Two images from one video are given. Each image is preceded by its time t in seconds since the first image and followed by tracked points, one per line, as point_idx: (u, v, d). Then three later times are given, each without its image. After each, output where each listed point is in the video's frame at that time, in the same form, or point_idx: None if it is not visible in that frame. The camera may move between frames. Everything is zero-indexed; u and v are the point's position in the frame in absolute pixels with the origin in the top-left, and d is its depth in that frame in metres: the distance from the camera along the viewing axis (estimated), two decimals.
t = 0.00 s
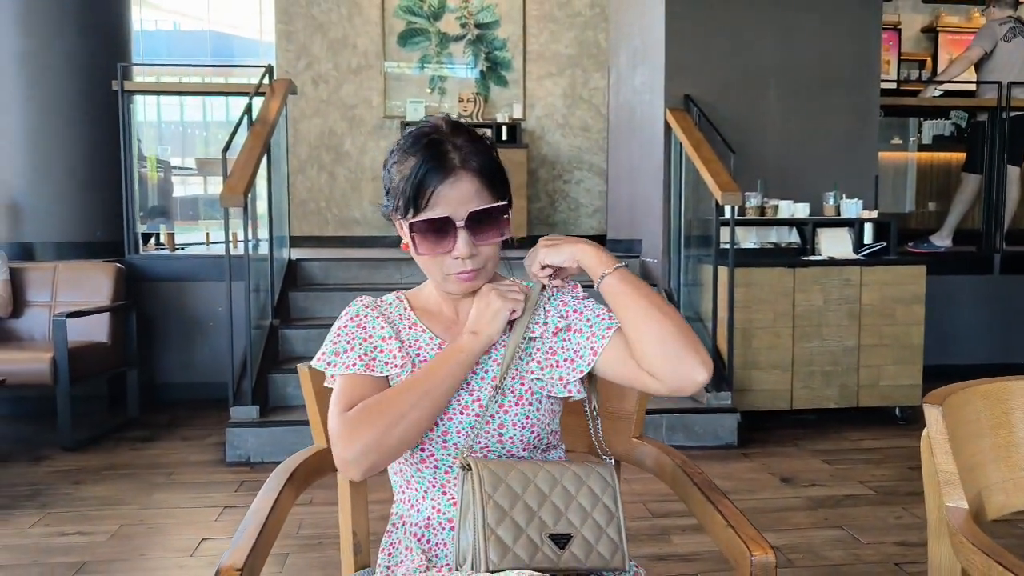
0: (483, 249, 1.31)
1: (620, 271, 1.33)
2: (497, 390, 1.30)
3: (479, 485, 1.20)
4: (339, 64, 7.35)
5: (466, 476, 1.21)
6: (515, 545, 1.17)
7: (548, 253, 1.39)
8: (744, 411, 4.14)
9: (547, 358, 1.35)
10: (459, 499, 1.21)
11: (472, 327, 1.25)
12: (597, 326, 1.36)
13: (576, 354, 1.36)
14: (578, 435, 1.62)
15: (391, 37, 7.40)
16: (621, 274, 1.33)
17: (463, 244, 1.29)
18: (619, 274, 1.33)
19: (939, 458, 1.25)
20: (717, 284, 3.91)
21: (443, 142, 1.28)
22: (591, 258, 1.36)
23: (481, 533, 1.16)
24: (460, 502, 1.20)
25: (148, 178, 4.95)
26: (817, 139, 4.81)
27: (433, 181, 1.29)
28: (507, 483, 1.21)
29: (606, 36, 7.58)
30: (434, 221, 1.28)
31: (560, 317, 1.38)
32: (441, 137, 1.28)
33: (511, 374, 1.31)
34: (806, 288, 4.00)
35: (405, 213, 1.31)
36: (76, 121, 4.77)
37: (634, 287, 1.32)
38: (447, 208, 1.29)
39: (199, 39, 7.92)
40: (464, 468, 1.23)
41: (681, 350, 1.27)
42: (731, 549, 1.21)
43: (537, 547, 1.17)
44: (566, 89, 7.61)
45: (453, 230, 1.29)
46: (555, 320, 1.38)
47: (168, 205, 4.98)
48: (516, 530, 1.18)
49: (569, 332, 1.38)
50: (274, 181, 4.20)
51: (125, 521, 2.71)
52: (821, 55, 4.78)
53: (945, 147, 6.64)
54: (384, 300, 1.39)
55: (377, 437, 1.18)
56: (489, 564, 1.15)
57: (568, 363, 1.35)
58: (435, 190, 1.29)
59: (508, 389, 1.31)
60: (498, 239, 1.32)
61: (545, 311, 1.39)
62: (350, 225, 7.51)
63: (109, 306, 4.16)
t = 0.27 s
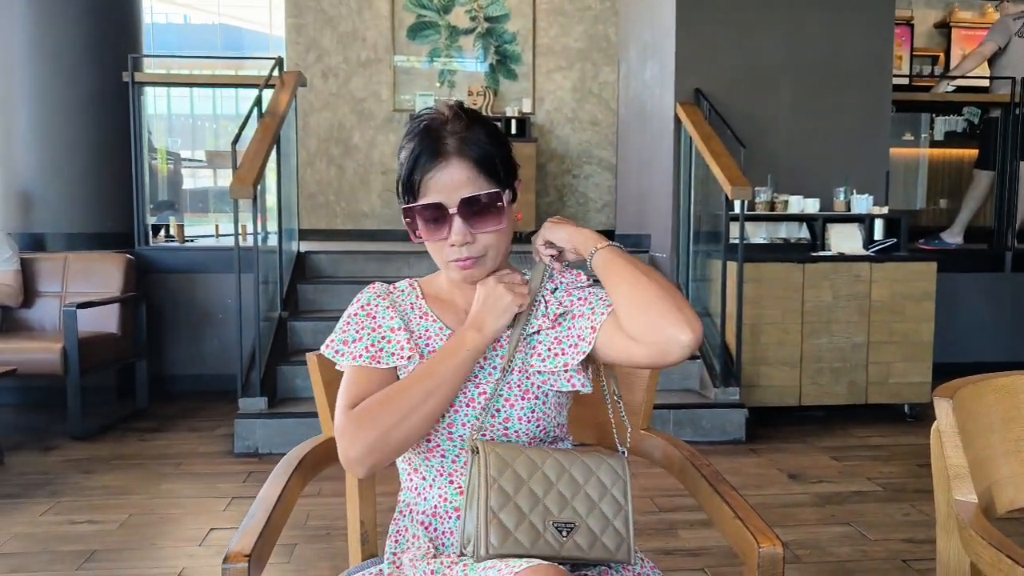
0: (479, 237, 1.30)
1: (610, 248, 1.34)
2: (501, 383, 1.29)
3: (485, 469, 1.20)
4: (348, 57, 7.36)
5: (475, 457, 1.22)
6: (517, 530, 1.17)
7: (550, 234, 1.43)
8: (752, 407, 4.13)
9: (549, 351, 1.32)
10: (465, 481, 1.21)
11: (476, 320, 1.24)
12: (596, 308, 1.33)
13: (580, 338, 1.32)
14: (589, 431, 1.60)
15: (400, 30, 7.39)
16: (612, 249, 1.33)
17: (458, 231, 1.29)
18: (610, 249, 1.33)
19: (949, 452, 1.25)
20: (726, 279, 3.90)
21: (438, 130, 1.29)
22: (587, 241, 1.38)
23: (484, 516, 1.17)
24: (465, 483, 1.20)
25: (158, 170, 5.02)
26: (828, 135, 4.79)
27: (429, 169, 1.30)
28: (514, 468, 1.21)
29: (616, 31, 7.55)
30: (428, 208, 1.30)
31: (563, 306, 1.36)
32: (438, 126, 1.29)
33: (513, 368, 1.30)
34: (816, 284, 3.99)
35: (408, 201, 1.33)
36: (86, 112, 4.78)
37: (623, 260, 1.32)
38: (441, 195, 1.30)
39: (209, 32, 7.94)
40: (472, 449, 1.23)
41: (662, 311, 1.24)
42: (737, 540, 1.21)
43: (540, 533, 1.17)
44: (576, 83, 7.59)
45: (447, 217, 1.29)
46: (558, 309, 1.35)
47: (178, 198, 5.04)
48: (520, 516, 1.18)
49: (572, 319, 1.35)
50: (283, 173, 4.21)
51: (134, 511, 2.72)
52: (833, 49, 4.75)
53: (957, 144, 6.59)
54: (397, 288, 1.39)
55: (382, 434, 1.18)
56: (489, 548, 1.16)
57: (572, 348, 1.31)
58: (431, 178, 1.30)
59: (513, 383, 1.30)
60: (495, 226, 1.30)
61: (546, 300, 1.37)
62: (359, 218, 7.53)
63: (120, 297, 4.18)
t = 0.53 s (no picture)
0: (477, 249, 1.28)
1: (622, 229, 1.32)
2: (512, 376, 1.29)
3: (491, 471, 1.21)
4: (360, 52, 7.37)
5: (480, 461, 1.23)
6: (526, 530, 1.18)
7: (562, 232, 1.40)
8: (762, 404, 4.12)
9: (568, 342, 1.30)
10: (473, 484, 1.22)
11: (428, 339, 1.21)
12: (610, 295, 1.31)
13: (595, 324, 1.30)
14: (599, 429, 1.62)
15: (412, 25, 7.40)
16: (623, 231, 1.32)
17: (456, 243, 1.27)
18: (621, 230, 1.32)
19: (961, 448, 1.25)
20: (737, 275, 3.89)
21: (437, 143, 1.27)
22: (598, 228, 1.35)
23: (492, 519, 1.18)
24: (473, 486, 1.21)
25: (169, 164, 5.03)
26: (840, 131, 4.77)
27: (427, 179, 1.29)
28: (520, 469, 1.22)
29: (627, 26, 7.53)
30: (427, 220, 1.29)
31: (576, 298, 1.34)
32: (437, 138, 1.28)
33: (524, 362, 1.30)
34: (827, 281, 3.98)
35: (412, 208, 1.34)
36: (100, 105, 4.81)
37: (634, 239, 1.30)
38: (438, 207, 1.29)
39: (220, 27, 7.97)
40: (476, 452, 1.24)
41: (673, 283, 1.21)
42: (749, 534, 1.21)
43: (548, 533, 1.18)
44: (587, 79, 7.58)
45: (442, 228, 1.28)
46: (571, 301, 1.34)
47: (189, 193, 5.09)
48: (528, 515, 1.19)
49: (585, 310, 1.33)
50: (295, 167, 4.22)
51: (147, 502, 2.75)
52: (845, 45, 4.73)
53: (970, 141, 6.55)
54: (412, 280, 1.42)
55: (353, 445, 1.24)
56: (498, 549, 1.17)
57: (587, 335, 1.29)
58: (429, 190, 1.29)
59: (524, 376, 1.30)
60: (491, 239, 1.27)
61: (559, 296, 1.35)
62: (370, 213, 7.54)
63: (132, 290, 4.21)
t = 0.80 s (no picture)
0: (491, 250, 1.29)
1: (647, 211, 1.33)
2: (531, 363, 1.30)
3: (508, 457, 1.21)
4: (370, 44, 7.37)
5: (497, 447, 1.23)
6: (543, 516, 1.19)
7: (585, 213, 1.39)
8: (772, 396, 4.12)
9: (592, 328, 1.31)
10: (490, 470, 1.23)
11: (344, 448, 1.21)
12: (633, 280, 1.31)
13: (620, 306, 1.31)
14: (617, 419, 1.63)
15: (422, 17, 7.39)
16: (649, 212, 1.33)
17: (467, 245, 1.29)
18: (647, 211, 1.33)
19: (978, 437, 1.25)
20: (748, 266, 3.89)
21: (444, 146, 1.28)
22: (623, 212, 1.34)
23: (509, 505, 1.19)
24: (490, 471, 1.22)
25: (180, 156, 5.03)
26: (851, 123, 4.74)
27: (436, 181, 1.30)
28: (537, 456, 1.22)
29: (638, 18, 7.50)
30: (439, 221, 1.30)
31: (598, 286, 1.35)
32: (445, 141, 1.28)
33: (542, 349, 1.31)
34: (838, 273, 3.97)
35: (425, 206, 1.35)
36: (113, 96, 4.83)
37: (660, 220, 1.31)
38: (449, 209, 1.30)
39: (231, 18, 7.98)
40: (494, 439, 1.24)
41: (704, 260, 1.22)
42: (765, 523, 1.21)
43: (565, 520, 1.19)
44: (598, 70, 7.55)
45: (454, 230, 1.29)
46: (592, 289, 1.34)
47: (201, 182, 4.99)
48: (545, 502, 1.20)
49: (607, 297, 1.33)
50: (306, 157, 4.23)
51: (160, 490, 2.77)
52: (858, 36, 4.70)
53: (983, 133, 6.51)
54: (431, 269, 1.46)
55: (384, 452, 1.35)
56: (515, 535, 1.18)
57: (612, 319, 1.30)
58: (438, 192, 1.30)
59: (542, 364, 1.31)
60: (502, 239, 1.28)
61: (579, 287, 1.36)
62: (380, 205, 7.55)
63: (144, 281, 4.23)
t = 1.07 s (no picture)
0: (505, 237, 1.29)
1: (643, 189, 1.32)
2: (539, 354, 1.30)
3: (514, 450, 1.21)
4: (375, 38, 7.36)
5: (504, 439, 1.23)
6: (548, 510, 1.19)
7: (579, 203, 1.41)
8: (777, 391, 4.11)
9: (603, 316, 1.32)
10: (496, 461, 1.23)
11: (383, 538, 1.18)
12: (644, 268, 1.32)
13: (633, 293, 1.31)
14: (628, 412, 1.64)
15: (427, 11, 7.38)
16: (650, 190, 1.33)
17: (482, 231, 1.28)
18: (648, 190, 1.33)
19: (984, 431, 1.24)
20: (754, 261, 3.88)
21: (458, 133, 1.27)
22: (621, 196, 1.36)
23: (515, 497, 1.19)
24: (496, 464, 1.22)
25: (186, 150, 5.05)
26: (858, 118, 4.72)
27: (449, 168, 1.29)
28: (543, 449, 1.22)
29: (643, 11, 7.47)
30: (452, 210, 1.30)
31: (609, 274, 1.35)
32: (458, 127, 1.28)
33: (550, 340, 1.31)
34: (844, 268, 3.96)
35: (435, 196, 1.34)
36: (119, 91, 4.84)
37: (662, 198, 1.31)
38: (463, 196, 1.29)
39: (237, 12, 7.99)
40: (501, 431, 1.25)
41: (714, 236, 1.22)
42: (770, 516, 1.21)
43: (571, 512, 1.19)
44: (603, 64, 7.53)
45: (469, 218, 1.28)
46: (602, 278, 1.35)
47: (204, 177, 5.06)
48: (550, 495, 1.20)
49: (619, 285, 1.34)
50: (311, 151, 4.24)
51: (166, 483, 2.78)
52: (864, 30, 4.68)
53: (991, 128, 6.48)
54: (437, 263, 1.45)
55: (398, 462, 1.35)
56: (521, 527, 1.18)
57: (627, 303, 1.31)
58: (453, 179, 1.30)
59: (550, 354, 1.31)
60: (518, 226, 1.28)
61: (589, 277, 1.36)
62: (385, 199, 7.56)
63: (150, 275, 4.24)
